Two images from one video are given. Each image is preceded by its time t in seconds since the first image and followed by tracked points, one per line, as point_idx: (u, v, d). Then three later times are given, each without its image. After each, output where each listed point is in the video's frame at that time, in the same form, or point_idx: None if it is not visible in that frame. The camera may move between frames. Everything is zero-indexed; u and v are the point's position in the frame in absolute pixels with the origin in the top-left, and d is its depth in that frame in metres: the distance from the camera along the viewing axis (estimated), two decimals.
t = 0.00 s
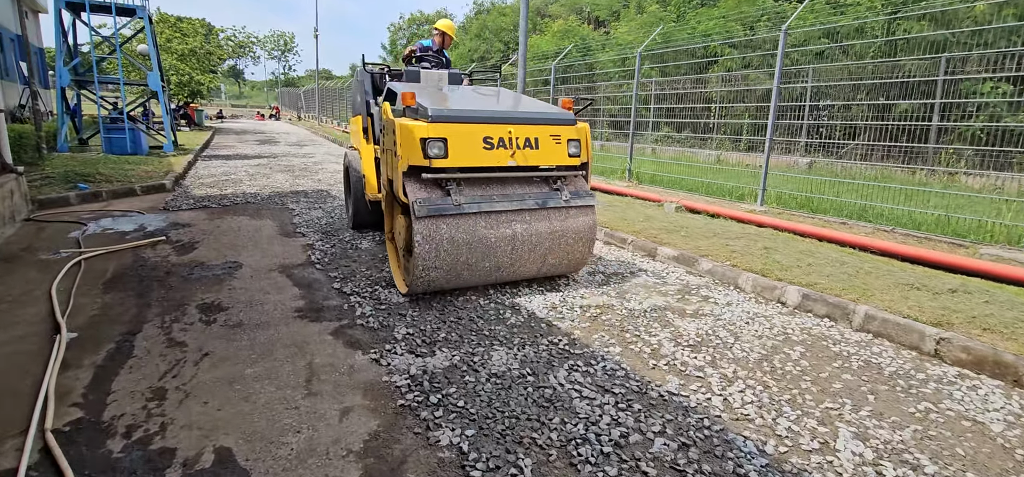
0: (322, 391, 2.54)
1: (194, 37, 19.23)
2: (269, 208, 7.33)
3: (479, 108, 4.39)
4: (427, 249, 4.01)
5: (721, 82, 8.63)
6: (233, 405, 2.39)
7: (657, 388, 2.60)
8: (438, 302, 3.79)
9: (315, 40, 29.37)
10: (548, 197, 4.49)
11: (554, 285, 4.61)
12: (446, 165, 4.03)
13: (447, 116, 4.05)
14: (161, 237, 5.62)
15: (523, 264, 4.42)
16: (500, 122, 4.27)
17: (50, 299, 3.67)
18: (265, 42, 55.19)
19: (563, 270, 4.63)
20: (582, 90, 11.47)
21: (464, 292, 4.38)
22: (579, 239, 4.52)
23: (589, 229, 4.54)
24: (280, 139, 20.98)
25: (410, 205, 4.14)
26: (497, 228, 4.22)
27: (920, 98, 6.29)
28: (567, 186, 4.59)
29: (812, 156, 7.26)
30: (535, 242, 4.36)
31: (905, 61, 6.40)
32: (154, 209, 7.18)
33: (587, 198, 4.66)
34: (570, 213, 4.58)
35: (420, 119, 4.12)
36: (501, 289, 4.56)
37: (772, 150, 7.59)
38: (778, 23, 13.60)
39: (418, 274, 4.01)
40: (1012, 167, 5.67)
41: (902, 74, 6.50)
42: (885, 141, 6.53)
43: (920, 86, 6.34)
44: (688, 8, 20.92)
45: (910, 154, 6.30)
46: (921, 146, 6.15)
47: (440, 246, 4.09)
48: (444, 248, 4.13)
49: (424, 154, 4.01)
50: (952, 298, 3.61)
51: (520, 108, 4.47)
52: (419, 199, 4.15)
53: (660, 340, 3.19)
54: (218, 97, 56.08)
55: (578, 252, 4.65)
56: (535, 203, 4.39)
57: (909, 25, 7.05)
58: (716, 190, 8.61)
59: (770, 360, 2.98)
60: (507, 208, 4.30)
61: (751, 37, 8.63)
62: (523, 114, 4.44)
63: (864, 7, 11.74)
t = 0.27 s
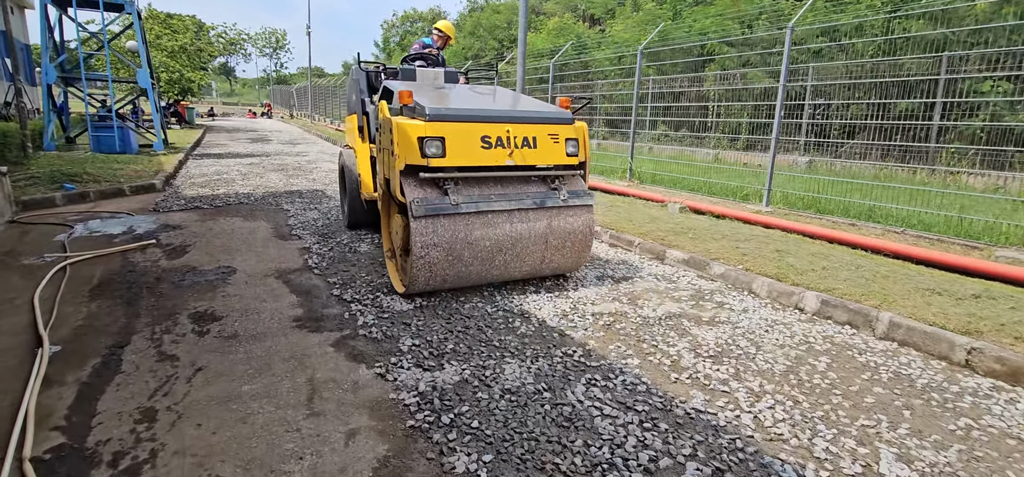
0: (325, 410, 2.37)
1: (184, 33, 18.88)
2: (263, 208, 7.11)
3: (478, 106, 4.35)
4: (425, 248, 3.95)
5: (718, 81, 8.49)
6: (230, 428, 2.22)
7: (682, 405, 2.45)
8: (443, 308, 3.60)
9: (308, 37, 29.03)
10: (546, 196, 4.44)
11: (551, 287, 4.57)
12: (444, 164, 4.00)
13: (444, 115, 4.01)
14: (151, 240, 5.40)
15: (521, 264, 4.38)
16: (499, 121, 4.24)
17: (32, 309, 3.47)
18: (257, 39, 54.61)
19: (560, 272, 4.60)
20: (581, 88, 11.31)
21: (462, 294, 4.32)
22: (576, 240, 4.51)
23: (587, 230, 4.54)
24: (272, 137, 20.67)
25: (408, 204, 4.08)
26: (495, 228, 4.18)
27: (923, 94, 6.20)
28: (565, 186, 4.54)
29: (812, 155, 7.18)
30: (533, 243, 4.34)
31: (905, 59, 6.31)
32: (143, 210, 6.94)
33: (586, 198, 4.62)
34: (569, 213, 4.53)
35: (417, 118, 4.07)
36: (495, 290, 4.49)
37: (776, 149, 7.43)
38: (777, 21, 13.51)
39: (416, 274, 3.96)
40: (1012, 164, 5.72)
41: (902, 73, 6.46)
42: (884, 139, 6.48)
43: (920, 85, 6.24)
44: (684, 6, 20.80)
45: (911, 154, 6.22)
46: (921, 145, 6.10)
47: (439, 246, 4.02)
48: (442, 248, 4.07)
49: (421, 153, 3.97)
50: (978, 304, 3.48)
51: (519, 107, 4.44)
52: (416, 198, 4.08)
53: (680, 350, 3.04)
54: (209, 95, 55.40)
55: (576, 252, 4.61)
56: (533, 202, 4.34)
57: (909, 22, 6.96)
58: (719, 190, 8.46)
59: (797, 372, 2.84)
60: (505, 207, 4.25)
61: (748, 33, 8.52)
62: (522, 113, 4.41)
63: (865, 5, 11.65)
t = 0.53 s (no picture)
0: (331, 428, 2.19)
1: (170, 27, 18.44)
2: (254, 207, 6.88)
3: (476, 100, 4.27)
4: (423, 243, 3.93)
5: (716, 77, 8.51)
6: (228, 450, 2.04)
7: (712, 417, 2.31)
8: (449, 312, 3.43)
9: (298, 32, 28.57)
10: (544, 191, 4.45)
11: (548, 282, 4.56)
12: (440, 157, 3.94)
13: (443, 108, 3.95)
14: (138, 240, 5.17)
15: (519, 260, 4.37)
16: (497, 115, 4.17)
17: (10, 316, 3.24)
18: (245, 34, 53.79)
19: (556, 267, 4.59)
20: (575, 84, 11.15)
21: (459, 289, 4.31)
22: (573, 236, 4.50)
23: (583, 227, 4.52)
24: (262, 133, 20.30)
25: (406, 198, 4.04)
26: (493, 223, 4.17)
27: (919, 90, 6.18)
28: (564, 181, 4.55)
29: (809, 152, 7.01)
30: (530, 238, 4.33)
31: (902, 56, 6.21)
32: (129, 209, 6.68)
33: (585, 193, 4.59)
34: (571, 208, 4.52)
35: (415, 111, 4.02)
36: (502, 284, 4.51)
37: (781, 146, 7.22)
38: (772, 17, 13.45)
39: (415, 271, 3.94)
40: (1010, 164, 5.53)
41: (898, 69, 6.38)
42: (880, 135, 6.48)
43: (916, 82, 6.18)
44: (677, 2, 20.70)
45: (906, 148, 6.32)
46: (918, 141, 6.17)
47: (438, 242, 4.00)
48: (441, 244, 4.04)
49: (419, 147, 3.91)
50: (1001, 306, 3.39)
51: (518, 101, 4.36)
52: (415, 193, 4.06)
53: (701, 357, 2.89)
54: (197, 90, 54.51)
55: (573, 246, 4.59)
56: (532, 198, 4.35)
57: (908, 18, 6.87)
58: (720, 188, 8.32)
59: (826, 380, 2.71)
60: (503, 201, 4.25)
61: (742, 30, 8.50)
62: (521, 107, 4.33)
63: (860, 2, 11.62)
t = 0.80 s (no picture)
0: (342, 454, 2.01)
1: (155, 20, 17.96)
2: (245, 206, 6.63)
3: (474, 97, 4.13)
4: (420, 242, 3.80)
5: (713, 74, 8.40)
6: None
7: (751, 437, 2.16)
8: (459, 321, 3.25)
9: (286, 26, 28.07)
10: (542, 189, 4.29)
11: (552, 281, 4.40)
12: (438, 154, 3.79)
13: (440, 104, 3.83)
14: (124, 242, 4.92)
15: (519, 258, 4.23)
16: (496, 111, 4.03)
17: None
18: (231, 29, 52.91)
19: (558, 264, 4.44)
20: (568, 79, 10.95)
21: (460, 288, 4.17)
22: (573, 232, 4.33)
23: (584, 223, 4.34)
24: (250, 129, 19.90)
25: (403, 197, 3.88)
26: (490, 221, 4.02)
27: (915, 87, 6.08)
28: (562, 178, 4.39)
29: (806, 150, 6.94)
30: (530, 236, 4.18)
31: (899, 54, 6.15)
32: (114, 209, 6.41)
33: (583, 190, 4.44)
34: (567, 205, 4.33)
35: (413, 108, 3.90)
36: (521, 280, 4.39)
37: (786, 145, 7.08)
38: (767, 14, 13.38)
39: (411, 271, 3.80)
40: (1004, 162, 5.53)
41: (891, 67, 6.28)
42: (877, 133, 6.39)
43: (915, 79, 6.06)
44: None
45: (904, 146, 6.19)
46: (915, 138, 6.06)
47: (435, 242, 3.85)
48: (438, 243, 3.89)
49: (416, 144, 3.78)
50: None
51: (517, 98, 4.23)
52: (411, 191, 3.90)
53: (728, 367, 2.75)
54: (182, 85, 53.54)
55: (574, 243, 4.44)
56: (529, 196, 4.18)
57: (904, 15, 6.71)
58: (722, 186, 8.18)
59: (861, 391, 2.58)
60: (502, 199, 4.09)
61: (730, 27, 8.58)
62: (520, 104, 4.19)
63: None
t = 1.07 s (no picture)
0: None
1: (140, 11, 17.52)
2: (237, 204, 6.41)
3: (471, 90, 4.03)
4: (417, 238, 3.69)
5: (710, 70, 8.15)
6: None
7: (790, 457, 2.01)
8: (467, 328, 3.07)
9: (276, 19, 27.58)
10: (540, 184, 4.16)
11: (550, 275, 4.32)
12: (433, 149, 3.69)
13: (437, 98, 3.73)
14: (110, 242, 4.69)
15: (518, 253, 4.12)
16: (493, 105, 3.93)
17: None
18: (220, 22, 52.07)
19: (557, 260, 4.35)
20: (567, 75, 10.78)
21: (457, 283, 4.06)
22: (572, 226, 4.24)
23: (582, 218, 4.26)
24: (240, 124, 19.52)
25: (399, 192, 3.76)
26: (489, 216, 3.88)
27: (912, 84, 6.05)
28: (560, 173, 4.24)
29: (804, 146, 6.87)
30: (529, 231, 4.06)
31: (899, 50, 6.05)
32: (99, 207, 6.15)
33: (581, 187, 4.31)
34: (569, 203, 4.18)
35: (409, 102, 3.80)
36: (535, 280, 4.18)
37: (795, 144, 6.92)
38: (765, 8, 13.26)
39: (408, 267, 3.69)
40: (1002, 158, 5.53)
41: (892, 64, 6.21)
42: (873, 129, 6.31)
43: (913, 75, 6.02)
44: None
45: (900, 143, 6.10)
46: (913, 136, 5.96)
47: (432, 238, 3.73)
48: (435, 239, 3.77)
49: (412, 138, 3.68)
50: None
51: (515, 92, 4.12)
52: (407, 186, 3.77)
53: (755, 377, 2.60)
54: (170, 79, 52.66)
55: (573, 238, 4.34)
56: (529, 191, 4.06)
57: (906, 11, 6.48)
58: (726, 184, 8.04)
59: (897, 403, 2.44)
60: (500, 194, 3.97)
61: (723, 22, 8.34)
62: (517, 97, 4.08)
63: None
